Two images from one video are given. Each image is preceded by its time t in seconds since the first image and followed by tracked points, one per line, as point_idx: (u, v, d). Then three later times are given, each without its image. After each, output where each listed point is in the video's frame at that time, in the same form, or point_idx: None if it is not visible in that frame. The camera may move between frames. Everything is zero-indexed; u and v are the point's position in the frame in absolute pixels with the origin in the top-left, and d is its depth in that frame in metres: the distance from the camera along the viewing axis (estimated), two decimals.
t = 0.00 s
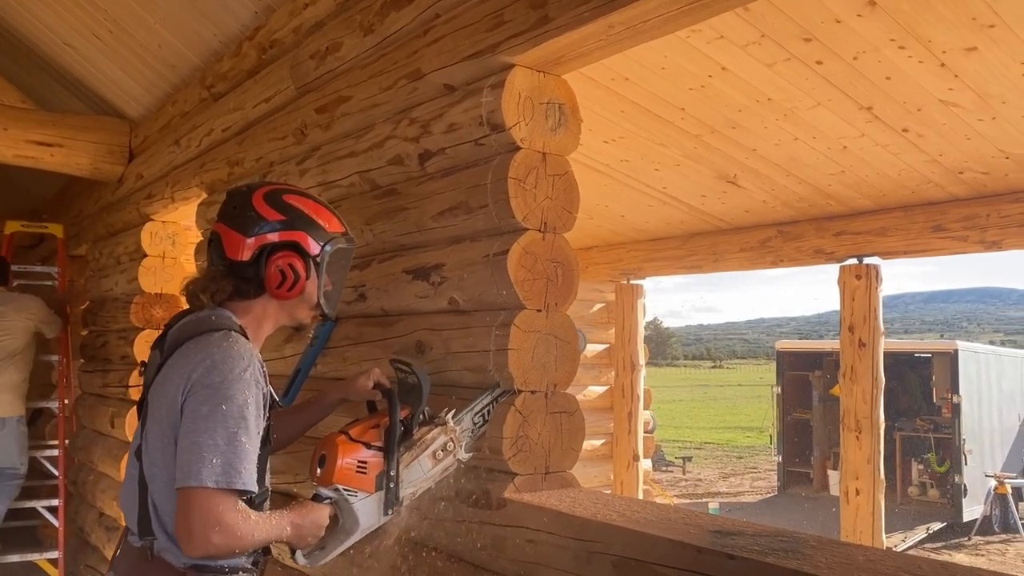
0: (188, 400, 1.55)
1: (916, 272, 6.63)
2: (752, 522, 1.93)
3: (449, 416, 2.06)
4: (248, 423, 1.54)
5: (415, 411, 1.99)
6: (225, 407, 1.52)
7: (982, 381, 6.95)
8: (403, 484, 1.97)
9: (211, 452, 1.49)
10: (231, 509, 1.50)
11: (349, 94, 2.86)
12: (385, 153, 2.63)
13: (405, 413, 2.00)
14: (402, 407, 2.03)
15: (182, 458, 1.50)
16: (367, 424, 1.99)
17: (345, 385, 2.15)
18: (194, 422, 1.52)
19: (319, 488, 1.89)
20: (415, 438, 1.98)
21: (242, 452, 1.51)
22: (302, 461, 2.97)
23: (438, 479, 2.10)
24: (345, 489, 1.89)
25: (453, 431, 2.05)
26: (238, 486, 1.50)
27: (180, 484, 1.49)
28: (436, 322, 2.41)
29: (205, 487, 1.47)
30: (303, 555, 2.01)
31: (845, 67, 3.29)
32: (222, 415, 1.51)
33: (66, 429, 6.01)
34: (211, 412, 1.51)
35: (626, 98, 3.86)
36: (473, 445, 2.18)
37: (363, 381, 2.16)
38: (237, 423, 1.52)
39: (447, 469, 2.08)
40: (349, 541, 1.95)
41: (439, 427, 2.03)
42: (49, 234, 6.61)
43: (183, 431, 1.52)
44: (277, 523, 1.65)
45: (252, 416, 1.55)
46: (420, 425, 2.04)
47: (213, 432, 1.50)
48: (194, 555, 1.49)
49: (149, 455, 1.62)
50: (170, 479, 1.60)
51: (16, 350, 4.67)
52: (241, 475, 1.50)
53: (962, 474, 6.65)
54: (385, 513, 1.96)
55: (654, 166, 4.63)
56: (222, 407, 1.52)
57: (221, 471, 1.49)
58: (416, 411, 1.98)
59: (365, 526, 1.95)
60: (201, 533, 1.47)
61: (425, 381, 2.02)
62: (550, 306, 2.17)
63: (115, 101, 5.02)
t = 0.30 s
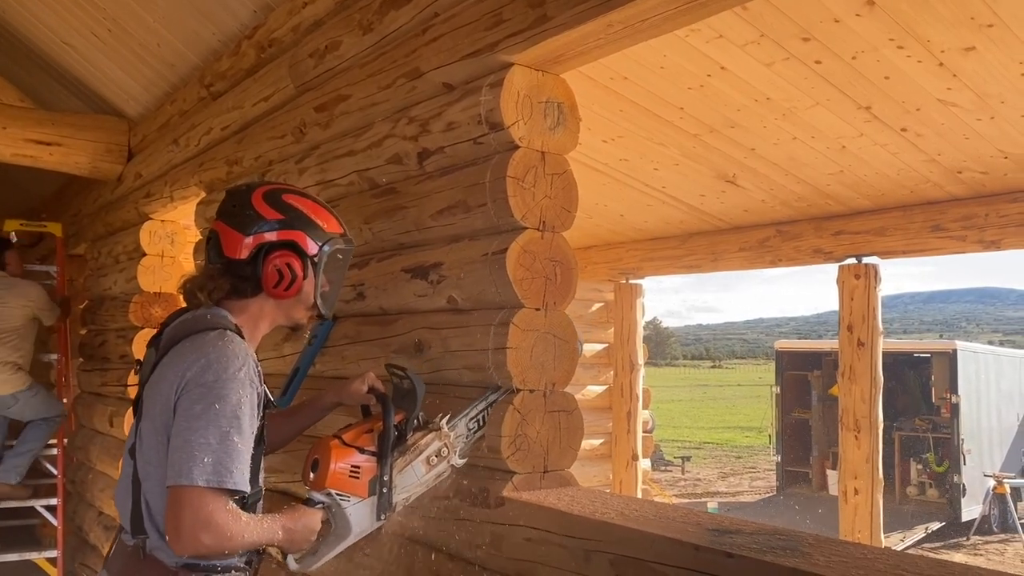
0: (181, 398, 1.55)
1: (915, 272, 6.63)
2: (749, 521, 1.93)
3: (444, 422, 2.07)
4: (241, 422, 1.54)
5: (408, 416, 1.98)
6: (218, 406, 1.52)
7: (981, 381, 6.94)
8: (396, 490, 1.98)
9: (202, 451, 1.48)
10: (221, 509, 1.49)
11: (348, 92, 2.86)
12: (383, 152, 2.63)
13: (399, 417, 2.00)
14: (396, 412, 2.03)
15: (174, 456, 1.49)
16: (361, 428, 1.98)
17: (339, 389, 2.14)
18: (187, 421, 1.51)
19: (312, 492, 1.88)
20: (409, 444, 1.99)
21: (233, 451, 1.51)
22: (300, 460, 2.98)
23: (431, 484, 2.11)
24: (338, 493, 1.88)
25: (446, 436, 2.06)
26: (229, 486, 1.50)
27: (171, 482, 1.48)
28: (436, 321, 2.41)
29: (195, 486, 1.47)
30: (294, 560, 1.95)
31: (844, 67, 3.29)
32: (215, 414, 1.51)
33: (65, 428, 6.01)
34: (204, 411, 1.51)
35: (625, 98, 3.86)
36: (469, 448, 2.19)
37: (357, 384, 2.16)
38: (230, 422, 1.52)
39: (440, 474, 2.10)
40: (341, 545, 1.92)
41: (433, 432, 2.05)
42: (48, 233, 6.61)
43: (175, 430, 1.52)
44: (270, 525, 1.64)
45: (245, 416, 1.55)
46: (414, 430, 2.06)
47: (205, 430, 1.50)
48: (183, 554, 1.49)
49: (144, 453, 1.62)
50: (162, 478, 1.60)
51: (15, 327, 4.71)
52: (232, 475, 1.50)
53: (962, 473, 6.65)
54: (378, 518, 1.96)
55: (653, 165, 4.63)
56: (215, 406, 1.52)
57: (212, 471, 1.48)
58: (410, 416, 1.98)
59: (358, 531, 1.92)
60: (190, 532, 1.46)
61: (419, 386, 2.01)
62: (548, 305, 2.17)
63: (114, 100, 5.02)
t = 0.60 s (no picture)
0: (183, 398, 1.55)
1: (914, 272, 6.64)
2: (748, 520, 1.93)
3: (440, 427, 2.07)
4: (242, 423, 1.54)
5: (404, 421, 1.99)
6: (220, 406, 1.52)
7: (980, 381, 6.94)
8: (391, 495, 1.96)
9: (203, 450, 1.48)
10: (218, 509, 1.49)
11: (348, 92, 2.86)
12: (383, 152, 2.63)
13: (394, 423, 2.01)
14: (393, 417, 2.04)
15: (174, 455, 1.49)
16: (357, 433, 1.99)
17: (336, 393, 2.15)
18: (189, 419, 1.52)
19: (306, 496, 1.87)
20: (404, 448, 1.98)
21: (234, 452, 1.51)
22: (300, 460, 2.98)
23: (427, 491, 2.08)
24: (333, 497, 1.87)
25: (443, 442, 2.05)
26: (228, 486, 1.50)
27: (170, 481, 1.48)
28: (435, 321, 2.41)
29: (195, 485, 1.47)
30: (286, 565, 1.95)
31: (843, 67, 3.29)
32: (217, 414, 1.52)
33: (64, 428, 6.01)
34: (206, 410, 1.52)
35: (625, 98, 3.87)
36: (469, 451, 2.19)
37: (353, 390, 2.16)
38: (231, 422, 1.52)
39: (436, 481, 2.07)
40: (336, 551, 1.91)
41: (429, 437, 2.03)
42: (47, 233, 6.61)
43: (176, 428, 1.52)
44: (267, 528, 1.63)
45: (246, 417, 1.55)
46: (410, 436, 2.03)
47: (206, 430, 1.50)
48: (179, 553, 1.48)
49: (142, 452, 1.62)
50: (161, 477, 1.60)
51: (19, 324, 4.69)
52: (232, 475, 1.50)
53: (960, 473, 6.66)
54: (373, 523, 1.94)
55: (653, 165, 4.63)
56: (216, 405, 1.52)
57: (212, 470, 1.48)
58: (405, 421, 1.99)
59: (353, 536, 1.91)
60: (187, 531, 1.46)
61: (416, 392, 2.02)
62: (547, 305, 2.17)
63: (114, 100, 5.02)
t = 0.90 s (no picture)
0: (187, 398, 1.55)
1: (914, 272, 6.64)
2: (747, 521, 1.93)
3: (446, 427, 2.08)
4: (247, 421, 1.54)
5: (410, 420, 1.97)
6: (225, 405, 1.52)
7: (979, 382, 6.95)
8: (396, 493, 1.98)
9: (209, 449, 1.49)
10: (225, 507, 1.49)
11: (348, 93, 2.86)
12: (383, 152, 2.63)
13: (400, 422, 1.98)
14: (398, 416, 2.01)
15: (179, 455, 1.49)
16: (363, 430, 1.98)
17: (343, 391, 2.16)
18: (193, 419, 1.52)
19: (312, 492, 1.88)
20: (410, 447, 2.00)
21: (239, 450, 1.51)
22: (300, 460, 2.99)
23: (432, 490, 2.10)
24: (338, 494, 1.88)
25: (448, 441, 2.07)
26: (234, 484, 1.50)
27: (176, 480, 1.49)
28: (436, 321, 2.41)
29: (201, 484, 1.47)
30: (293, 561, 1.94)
31: (843, 69, 3.30)
32: (222, 413, 1.52)
33: (63, 428, 6.01)
34: (211, 410, 1.52)
35: (625, 98, 3.87)
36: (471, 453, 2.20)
37: (360, 388, 2.18)
38: (236, 421, 1.53)
39: (441, 480, 2.09)
40: (340, 547, 1.91)
41: (435, 436, 2.06)
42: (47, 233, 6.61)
43: (181, 429, 1.52)
44: (272, 524, 1.64)
45: (251, 415, 1.55)
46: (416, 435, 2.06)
47: (211, 429, 1.50)
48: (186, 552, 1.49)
49: (147, 453, 1.62)
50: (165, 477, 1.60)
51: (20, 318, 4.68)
52: (238, 474, 1.50)
53: (959, 474, 6.67)
54: (377, 520, 1.95)
55: (652, 166, 4.63)
56: (221, 404, 1.52)
57: (218, 469, 1.49)
58: (411, 420, 1.97)
59: (357, 533, 1.91)
60: (194, 530, 1.46)
61: (422, 392, 2.00)
62: (548, 306, 2.17)
63: (113, 100, 5.02)
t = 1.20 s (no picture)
0: (184, 398, 1.55)
1: (913, 273, 6.65)
2: (748, 520, 1.93)
3: (454, 422, 2.07)
4: (244, 420, 1.54)
5: (419, 415, 2.01)
6: (222, 405, 1.52)
7: (979, 382, 6.96)
8: (404, 487, 1.97)
9: (206, 449, 1.49)
10: (223, 505, 1.50)
11: (348, 92, 2.86)
12: (383, 152, 2.63)
13: (410, 416, 2.03)
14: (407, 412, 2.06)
15: (177, 455, 1.50)
16: (372, 424, 2.01)
17: (351, 386, 2.16)
18: (191, 419, 1.52)
19: (321, 484, 1.90)
20: (418, 441, 1.99)
21: (236, 450, 1.51)
22: (300, 460, 2.98)
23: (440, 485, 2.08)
24: (347, 486, 1.90)
25: (457, 437, 2.05)
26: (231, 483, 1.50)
27: (174, 481, 1.49)
28: (435, 321, 2.41)
29: (199, 484, 1.47)
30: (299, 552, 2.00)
31: (843, 68, 3.30)
32: (219, 412, 1.52)
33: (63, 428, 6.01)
34: (208, 410, 1.52)
35: (625, 98, 3.87)
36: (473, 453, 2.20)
37: (369, 382, 2.17)
38: (233, 420, 1.52)
39: (449, 475, 2.07)
40: (347, 539, 1.94)
41: (443, 431, 2.04)
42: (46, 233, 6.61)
43: (178, 429, 1.52)
44: (274, 519, 1.64)
45: (248, 415, 1.55)
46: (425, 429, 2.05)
47: (208, 429, 1.50)
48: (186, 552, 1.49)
49: (146, 452, 1.62)
50: (165, 476, 1.60)
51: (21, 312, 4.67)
52: (235, 473, 1.50)
53: (958, 474, 6.67)
54: (384, 513, 1.95)
55: (652, 165, 4.63)
56: (218, 405, 1.52)
57: (216, 469, 1.49)
58: (421, 415, 2.01)
59: (364, 526, 1.93)
60: (192, 531, 1.47)
61: (431, 387, 2.06)
62: (547, 305, 2.17)
63: (113, 100, 5.02)
